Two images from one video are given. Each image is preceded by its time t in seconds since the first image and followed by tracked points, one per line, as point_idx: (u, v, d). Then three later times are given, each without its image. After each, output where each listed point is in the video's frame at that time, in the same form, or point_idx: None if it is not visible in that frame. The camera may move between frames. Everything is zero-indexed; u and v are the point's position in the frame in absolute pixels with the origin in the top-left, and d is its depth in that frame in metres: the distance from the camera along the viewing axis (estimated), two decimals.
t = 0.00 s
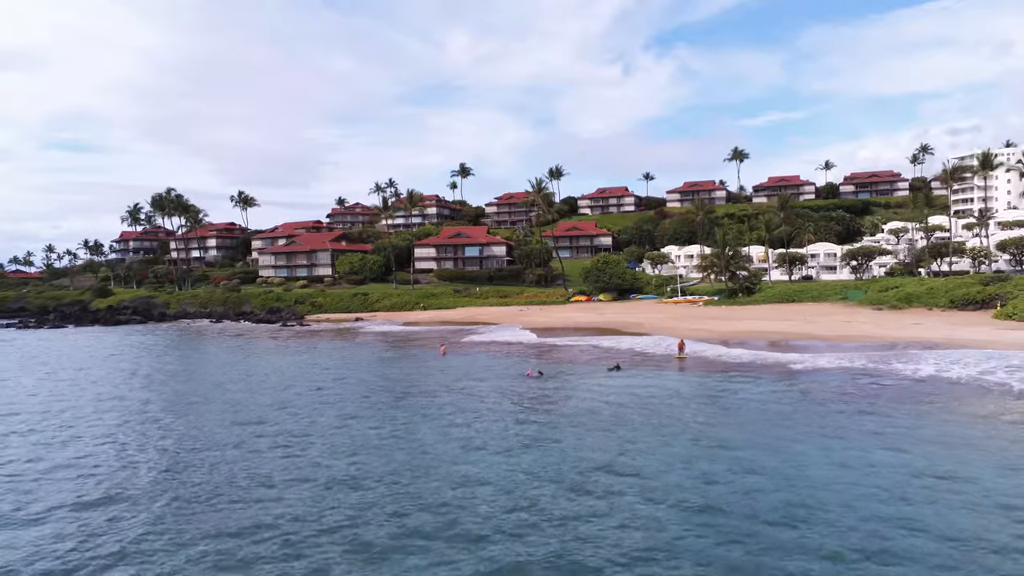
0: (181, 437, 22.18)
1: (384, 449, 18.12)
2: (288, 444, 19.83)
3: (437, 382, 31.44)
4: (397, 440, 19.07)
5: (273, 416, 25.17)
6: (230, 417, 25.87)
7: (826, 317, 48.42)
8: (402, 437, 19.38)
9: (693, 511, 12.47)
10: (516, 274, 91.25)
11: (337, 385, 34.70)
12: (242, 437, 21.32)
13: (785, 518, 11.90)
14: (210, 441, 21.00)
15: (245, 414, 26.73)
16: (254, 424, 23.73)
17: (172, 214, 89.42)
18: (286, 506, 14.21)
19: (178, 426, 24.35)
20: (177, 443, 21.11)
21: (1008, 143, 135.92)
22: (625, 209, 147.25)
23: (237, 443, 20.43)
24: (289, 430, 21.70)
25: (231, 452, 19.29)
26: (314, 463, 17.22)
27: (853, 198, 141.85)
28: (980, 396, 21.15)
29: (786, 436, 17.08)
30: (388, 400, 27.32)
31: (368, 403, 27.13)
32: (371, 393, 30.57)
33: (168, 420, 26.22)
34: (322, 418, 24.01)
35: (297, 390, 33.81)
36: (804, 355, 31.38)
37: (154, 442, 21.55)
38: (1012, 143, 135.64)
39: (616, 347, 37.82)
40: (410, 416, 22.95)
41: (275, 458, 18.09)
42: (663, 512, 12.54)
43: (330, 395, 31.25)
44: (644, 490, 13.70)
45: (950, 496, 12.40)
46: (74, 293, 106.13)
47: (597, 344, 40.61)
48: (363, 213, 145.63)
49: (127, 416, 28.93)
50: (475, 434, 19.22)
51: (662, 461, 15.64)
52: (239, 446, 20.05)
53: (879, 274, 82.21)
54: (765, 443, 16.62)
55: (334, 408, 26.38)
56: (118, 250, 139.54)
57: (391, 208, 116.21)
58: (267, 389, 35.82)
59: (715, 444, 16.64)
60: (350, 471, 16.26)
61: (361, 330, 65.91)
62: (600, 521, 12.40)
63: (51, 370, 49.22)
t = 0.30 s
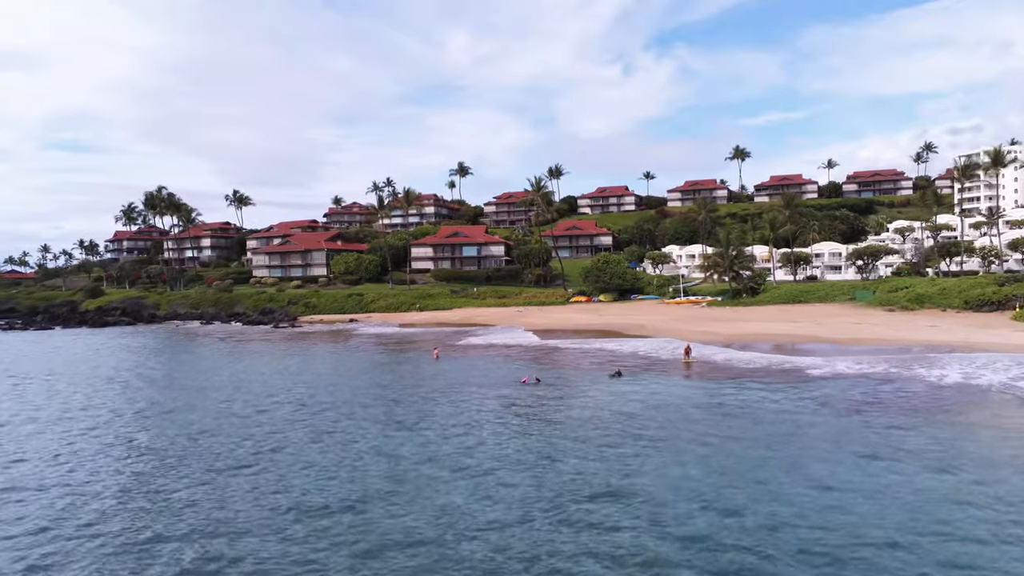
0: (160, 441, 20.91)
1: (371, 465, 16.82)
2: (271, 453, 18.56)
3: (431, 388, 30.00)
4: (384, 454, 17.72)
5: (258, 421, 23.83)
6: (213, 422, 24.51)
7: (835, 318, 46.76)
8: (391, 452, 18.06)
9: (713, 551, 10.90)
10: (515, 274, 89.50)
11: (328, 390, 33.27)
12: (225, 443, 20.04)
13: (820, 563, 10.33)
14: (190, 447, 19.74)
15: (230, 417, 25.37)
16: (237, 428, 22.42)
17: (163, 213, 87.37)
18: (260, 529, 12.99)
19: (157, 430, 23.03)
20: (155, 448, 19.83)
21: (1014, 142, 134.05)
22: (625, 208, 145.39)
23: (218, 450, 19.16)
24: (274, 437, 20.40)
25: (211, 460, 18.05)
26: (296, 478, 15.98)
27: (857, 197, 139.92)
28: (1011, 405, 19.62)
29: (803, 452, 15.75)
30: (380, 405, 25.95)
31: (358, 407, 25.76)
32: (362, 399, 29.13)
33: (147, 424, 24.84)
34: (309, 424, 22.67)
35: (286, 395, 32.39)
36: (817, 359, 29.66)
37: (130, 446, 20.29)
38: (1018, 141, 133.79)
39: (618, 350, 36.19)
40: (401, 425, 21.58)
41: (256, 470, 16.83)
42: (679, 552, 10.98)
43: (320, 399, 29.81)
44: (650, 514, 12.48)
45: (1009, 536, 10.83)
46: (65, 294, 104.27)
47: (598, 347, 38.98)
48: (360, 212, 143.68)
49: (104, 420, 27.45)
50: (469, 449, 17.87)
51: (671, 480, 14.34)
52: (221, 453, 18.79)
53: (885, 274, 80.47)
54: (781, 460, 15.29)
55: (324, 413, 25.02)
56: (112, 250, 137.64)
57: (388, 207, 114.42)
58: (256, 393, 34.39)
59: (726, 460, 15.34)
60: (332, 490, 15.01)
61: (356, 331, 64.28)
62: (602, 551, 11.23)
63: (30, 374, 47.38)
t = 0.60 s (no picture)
0: (129, 453, 19.40)
1: (350, 484, 15.29)
2: (245, 467, 17.04)
3: (423, 395, 28.37)
4: (366, 471, 16.19)
5: (237, 429, 22.29)
6: (189, 431, 22.92)
7: (845, 320, 44.94)
8: (374, 467, 16.52)
9: None
10: (513, 274, 87.69)
11: (316, 396, 31.64)
12: (197, 455, 18.52)
13: None
14: (160, 460, 18.22)
15: (207, 425, 23.79)
16: (214, 438, 20.87)
17: (154, 212, 85.56)
18: (220, 564, 11.54)
19: (128, 440, 21.49)
20: (122, 460, 18.31)
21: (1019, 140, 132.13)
22: (626, 207, 143.58)
23: (189, 464, 17.64)
24: (251, 449, 18.87)
25: (180, 475, 16.54)
26: (268, 499, 14.48)
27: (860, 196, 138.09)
28: None
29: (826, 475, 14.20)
30: (367, 412, 24.34)
31: (344, 414, 24.16)
32: (349, 405, 27.52)
33: (119, 432, 23.28)
34: (290, 432, 21.11)
35: (271, 402, 30.77)
36: (833, 364, 27.83)
37: (95, 458, 18.80)
38: None
39: (620, 354, 34.45)
40: (388, 435, 20.00)
41: (226, 489, 15.32)
42: None
43: (306, 407, 28.19)
44: (660, 549, 11.03)
45: None
46: (56, 295, 102.48)
47: (599, 350, 37.22)
48: (356, 211, 141.81)
49: (72, 431, 25.73)
50: (459, 466, 16.33)
51: (681, 507, 12.84)
52: (190, 468, 17.26)
53: (891, 273, 78.66)
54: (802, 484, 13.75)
55: (307, 420, 23.43)
56: (106, 250, 135.93)
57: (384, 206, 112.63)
58: (240, 399, 32.77)
59: (739, 484, 13.81)
60: (305, 513, 13.52)
61: (348, 333, 62.48)
62: None
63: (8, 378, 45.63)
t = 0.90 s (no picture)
0: (82, 472, 17.59)
1: (319, 515, 13.47)
2: (206, 490, 15.25)
3: (411, 403, 26.54)
4: (342, 496, 14.51)
5: (206, 439, 20.48)
6: (155, 441, 21.12)
7: (856, 321, 43.12)
8: (349, 491, 14.70)
9: None
10: (512, 274, 85.96)
11: (299, 403, 29.85)
12: (155, 475, 16.71)
13: None
14: (114, 480, 16.42)
15: (176, 433, 21.97)
16: (178, 450, 19.07)
17: (144, 210, 83.81)
18: None
19: (86, 455, 19.69)
20: (71, 482, 16.50)
21: None
22: (626, 206, 141.75)
23: (145, 487, 15.82)
24: (216, 466, 17.06)
25: (131, 503, 14.74)
26: (224, 538, 12.65)
27: (863, 194, 136.22)
28: None
29: (861, 513, 12.37)
30: (349, 421, 22.52)
31: (324, 423, 22.37)
32: (332, 413, 25.70)
33: (79, 444, 21.47)
34: (262, 445, 19.29)
35: (251, 410, 28.96)
36: (849, 370, 26.10)
37: (43, 479, 16.98)
38: None
39: (622, 358, 32.61)
40: (368, 449, 18.20)
41: (180, 521, 13.51)
42: None
43: (286, 415, 26.41)
44: None
45: None
46: (46, 295, 100.70)
47: (599, 354, 35.40)
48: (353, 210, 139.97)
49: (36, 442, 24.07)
50: (444, 491, 14.51)
51: (699, 554, 11.09)
52: (145, 492, 15.45)
53: (898, 273, 76.85)
54: (836, 525, 11.93)
55: (284, 429, 21.64)
56: (99, 250, 134.06)
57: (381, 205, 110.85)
58: (220, 406, 31.01)
59: (764, 525, 12.00)
60: (267, 555, 11.81)
61: (341, 335, 60.67)
62: None
63: None
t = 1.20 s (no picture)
0: (22, 494, 15.84)
1: (272, 559, 11.73)
2: (152, 526, 13.49)
3: (397, 409, 24.78)
4: (310, 530, 12.88)
5: (166, 454, 18.73)
6: (111, 452, 19.34)
7: (869, 323, 41.27)
8: (310, 529, 12.92)
9: None
10: (510, 274, 84.22)
11: (280, 408, 28.09)
12: (100, 503, 14.95)
13: None
14: (52, 510, 14.65)
15: (137, 444, 20.25)
16: (132, 471, 17.28)
17: (135, 208, 82.17)
18: None
19: (34, 468, 17.92)
20: (7, 511, 14.75)
21: None
22: (627, 205, 139.92)
23: (84, 519, 14.07)
24: (166, 494, 15.28)
25: (66, 541, 12.98)
26: None
27: (867, 193, 134.38)
28: None
29: (902, 556, 10.63)
30: (325, 432, 20.74)
31: (296, 434, 20.58)
32: (310, 419, 23.91)
33: (31, 453, 19.74)
34: (225, 463, 17.53)
35: (229, 414, 27.22)
36: (868, 377, 24.38)
37: None
38: None
39: (623, 362, 30.79)
40: (340, 471, 16.38)
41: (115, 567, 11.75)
42: None
43: (262, 419, 24.61)
44: None
45: None
46: (37, 296, 98.92)
47: (599, 357, 33.58)
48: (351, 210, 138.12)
49: None
50: (419, 528, 12.73)
51: None
52: (85, 526, 13.70)
53: (906, 273, 75.03)
54: (871, 574, 10.18)
55: (253, 441, 19.89)
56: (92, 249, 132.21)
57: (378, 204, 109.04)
58: (198, 410, 29.26)
59: (791, 568, 10.40)
60: None
61: (333, 336, 58.90)
62: None
63: None
